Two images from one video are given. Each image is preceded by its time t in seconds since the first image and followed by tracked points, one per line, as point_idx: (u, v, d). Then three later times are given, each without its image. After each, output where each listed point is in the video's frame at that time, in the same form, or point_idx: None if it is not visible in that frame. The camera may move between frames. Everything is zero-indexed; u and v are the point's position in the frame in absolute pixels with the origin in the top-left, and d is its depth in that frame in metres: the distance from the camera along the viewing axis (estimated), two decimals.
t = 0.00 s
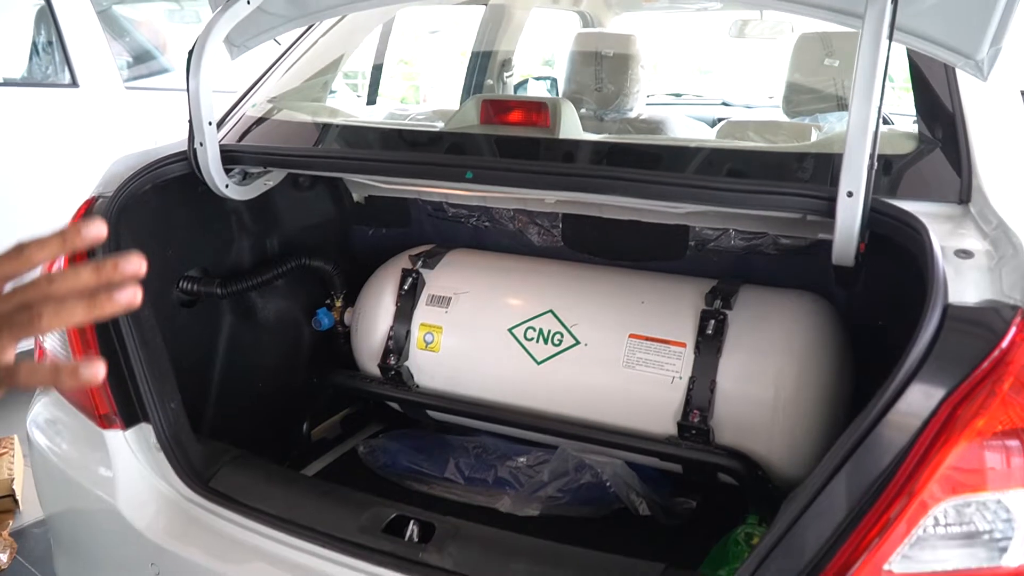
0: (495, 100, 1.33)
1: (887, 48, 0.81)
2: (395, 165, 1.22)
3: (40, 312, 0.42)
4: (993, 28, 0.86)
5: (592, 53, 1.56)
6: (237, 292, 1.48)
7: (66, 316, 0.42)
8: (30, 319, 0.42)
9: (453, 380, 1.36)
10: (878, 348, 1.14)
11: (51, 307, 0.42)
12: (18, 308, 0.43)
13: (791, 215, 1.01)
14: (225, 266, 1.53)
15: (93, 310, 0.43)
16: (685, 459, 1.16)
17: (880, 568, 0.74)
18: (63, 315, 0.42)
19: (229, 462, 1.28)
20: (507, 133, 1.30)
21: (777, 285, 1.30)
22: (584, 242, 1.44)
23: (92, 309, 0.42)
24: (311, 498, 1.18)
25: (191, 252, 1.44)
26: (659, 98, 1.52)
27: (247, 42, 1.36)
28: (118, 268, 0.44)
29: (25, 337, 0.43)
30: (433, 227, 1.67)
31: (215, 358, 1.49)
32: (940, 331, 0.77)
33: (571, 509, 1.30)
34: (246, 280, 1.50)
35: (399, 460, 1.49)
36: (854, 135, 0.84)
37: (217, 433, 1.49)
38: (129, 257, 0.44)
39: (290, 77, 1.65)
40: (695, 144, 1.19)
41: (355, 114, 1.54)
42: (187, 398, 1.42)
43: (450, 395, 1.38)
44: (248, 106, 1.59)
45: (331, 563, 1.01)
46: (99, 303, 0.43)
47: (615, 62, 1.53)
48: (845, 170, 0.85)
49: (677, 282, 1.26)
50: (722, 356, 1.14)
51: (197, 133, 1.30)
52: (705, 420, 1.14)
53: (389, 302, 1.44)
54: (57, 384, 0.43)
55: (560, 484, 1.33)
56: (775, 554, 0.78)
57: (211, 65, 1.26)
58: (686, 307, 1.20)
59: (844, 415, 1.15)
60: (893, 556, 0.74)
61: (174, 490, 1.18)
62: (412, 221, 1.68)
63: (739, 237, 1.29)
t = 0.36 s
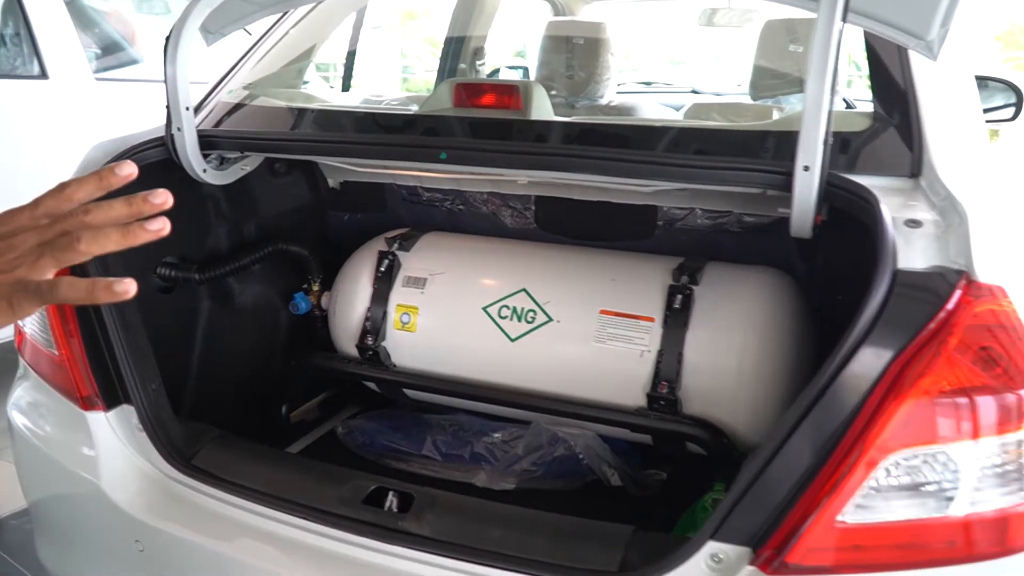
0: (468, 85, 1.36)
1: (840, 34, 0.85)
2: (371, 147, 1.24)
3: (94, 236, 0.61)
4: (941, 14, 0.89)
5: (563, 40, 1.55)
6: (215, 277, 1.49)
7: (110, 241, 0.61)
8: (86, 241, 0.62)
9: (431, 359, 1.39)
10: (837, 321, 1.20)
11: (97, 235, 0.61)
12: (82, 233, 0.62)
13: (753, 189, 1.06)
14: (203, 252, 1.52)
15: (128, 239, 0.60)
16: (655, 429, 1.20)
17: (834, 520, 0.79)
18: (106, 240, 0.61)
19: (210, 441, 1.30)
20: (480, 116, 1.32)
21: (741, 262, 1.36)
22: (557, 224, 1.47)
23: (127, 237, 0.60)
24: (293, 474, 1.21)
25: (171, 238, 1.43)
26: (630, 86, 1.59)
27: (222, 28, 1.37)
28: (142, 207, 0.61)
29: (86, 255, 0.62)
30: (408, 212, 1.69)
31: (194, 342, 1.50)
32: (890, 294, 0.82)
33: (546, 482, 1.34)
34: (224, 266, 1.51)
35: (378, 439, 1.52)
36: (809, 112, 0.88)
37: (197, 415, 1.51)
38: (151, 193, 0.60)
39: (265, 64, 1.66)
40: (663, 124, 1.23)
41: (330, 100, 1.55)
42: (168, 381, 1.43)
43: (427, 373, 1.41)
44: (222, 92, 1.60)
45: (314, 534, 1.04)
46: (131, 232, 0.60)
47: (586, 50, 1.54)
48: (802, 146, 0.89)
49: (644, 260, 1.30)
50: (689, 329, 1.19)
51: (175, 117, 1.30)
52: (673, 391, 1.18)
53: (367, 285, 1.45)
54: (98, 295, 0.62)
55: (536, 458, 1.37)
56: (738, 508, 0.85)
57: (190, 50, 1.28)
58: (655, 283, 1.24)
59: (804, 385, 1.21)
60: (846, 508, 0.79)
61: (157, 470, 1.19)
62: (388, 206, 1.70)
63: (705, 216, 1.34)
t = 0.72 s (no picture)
0: (416, 90, 1.38)
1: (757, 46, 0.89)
2: (319, 151, 1.26)
3: (115, 214, 0.78)
4: (861, 19, 0.94)
5: (519, 41, 1.59)
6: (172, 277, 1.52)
7: (123, 218, 0.78)
8: (107, 218, 0.79)
9: (384, 358, 1.42)
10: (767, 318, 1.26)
11: (114, 214, 0.78)
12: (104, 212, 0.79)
13: (682, 192, 1.11)
14: (161, 252, 1.53)
15: (138, 215, 0.78)
16: (595, 422, 1.26)
17: (752, 505, 0.84)
18: (120, 216, 0.78)
19: (164, 440, 1.32)
20: (427, 121, 1.35)
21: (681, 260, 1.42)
22: (507, 224, 1.51)
23: (136, 214, 0.78)
24: (246, 469, 1.23)
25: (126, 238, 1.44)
26: (590, 83, 1.68)
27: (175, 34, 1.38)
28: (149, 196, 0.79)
29: (108, 228, 0.79)
30: (363, 212, 1.72)
31: (153, 342, 1.51)
32: (802, 291, 0.86)
33: (495, 474, 1.39)
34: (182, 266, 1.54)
35: (332, 435, 1.55)
36: (730, 120, 0.92)
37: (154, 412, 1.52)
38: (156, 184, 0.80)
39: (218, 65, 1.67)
40: (605, 129, 1.27)
41: (283, 104, 1.57)
42: (125, 380, 1.44)
43: (380, 370, 1.44)
44: (175, 96, 1.60)
45: (262, 526, 1.07)
46: (140, 211, 0.78)
47: (542, 50, 1.58)
48: (724, 151, 0.93)
49: (589, 259, 1.34)
50: (627, 326, 1.24)
51: (127, 121, 1.32)
52: (613, 384, 1.24)
53: (320, 284, 1.48)
54: (116, 258, 0.76)
55: (484, 451, 1.42)
56: (663, 496, 0.88)
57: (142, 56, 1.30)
58: (597, 282, 1.29)
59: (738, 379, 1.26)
60: (762, 494, 0.84)
61: (115, 468, 1.21)
62: (343, 206, 1.72)
63: (648, 215, 1.40)
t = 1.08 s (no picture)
0: (448, 97, 1.44)
1: (772, 53, 0.96)
2: (355, 156, 1.32)
3: (185, 194, 1.17)
4: (879, 33, 0.95)
5: (558, 50, 1.61)
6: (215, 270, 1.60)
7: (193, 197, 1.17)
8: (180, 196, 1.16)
9: (412, 356, 1.46)
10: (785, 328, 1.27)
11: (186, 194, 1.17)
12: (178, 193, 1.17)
13: (701, 204, 1.13)
14: (206, 246, 1.60)
15: (204, 193, 1.18)
16: (614, 425, 1.29)
17: (758, 510, 0.85)
18: (192, 195, 1.17)
19: (201, 427, 1.38)
20: (457, 128, 1.39)
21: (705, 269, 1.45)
22: (534, 229, 1.54)
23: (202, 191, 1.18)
24: (277, 458, 1.29)
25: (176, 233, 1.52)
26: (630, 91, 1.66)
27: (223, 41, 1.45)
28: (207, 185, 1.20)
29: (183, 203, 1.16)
30: (398, 213, 1.76)
31: (196, 333, 1.58)
32: (811, 301, 0.88)
33: (517, 472, 1.42)
34: (227, 261, 1.62)
35: (362, 429, 1.61)
36: (742, 135, 0.99)
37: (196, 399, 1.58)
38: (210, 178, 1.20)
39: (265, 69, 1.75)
40: (632, 139, 1.29)
41: (324, 108, 1.62)
42: (170, 368, 1.51)
43: (409, 368, 1.48)
44: (223, 100, 1.68)
45: (286, 511, 1.12)
46: (204, 190, 1.19)
47: (580, 59, 1.60)
48: (736, 164, 1.01)
49: (613, 265, 1.37)
50: (648, 332, 1.26)
51: (177, 124, 1.39)
52: (632, 389, 1.27)
53: (354, 282, 1.52)
54: (202, 224, 1.14)
55: (506, 450, 1.47)
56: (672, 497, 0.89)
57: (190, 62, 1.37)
58: (620, 287, 1.31)
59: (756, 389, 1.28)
60: (766, 501, 0.85)
61: (154, 449, 1.27)
62: (380, 207, 1.78)
63: (673, 224, 1.44)
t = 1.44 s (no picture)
0: (511, 121, 1.47)
1: (836, 79, 0.97)
2: (418, 178, 1.35)
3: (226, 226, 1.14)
4: (948, 62, 0.95)
5: (623, 78, 1.64)
6: (281, 289, 1.65)
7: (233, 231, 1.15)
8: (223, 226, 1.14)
9: (468, 376, 1.48)
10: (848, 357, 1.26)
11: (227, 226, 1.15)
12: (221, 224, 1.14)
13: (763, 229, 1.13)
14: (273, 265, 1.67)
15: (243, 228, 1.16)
16: (670, 451, 1.28)
17: (815, 538, 0.83)
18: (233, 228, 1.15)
19: (263, 439, 1.42)
20: (519, 152, 1.43)
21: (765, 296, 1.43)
22: (594, 253, 1.57)
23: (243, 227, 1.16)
24: (333, 473, 1.32)
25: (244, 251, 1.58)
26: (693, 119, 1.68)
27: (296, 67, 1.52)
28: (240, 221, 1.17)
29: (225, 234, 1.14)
30: (458, 236, 1.80)
31: (261, 348, 1.63)
32: (870, 330, 0.88)
33: (571, 496, 1.42)
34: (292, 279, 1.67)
35: (418, 447, 1.63)
36: (806, 159, 0.99)
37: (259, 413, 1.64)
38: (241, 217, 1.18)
39: (336, 96, 1.82)
40: (694, 164, 1.29)
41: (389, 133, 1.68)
42: (235, 381, 1.56)
43: (466, 388, 1.50)
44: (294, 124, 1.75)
45: (340, 524, 1.15)
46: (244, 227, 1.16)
47: (644, 87, 1.62)
48: (798, 190, 1.00)
49: (672, 290, 1.37)
50: (706, 358, 1.26)
51: (250, 145, 1.45)
52: (688, 415, 1.26)
53: (413, 302, 1.56)
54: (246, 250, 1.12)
55: (561, 473, 1.47)
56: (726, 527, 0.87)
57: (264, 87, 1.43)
58: (678, 313, 1.31)
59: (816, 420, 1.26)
60: (824, 530, 0.83)
61: (216, 461, 1.32)
62: (441, 230, 1.82)
63: (734, 250, 1.43)
